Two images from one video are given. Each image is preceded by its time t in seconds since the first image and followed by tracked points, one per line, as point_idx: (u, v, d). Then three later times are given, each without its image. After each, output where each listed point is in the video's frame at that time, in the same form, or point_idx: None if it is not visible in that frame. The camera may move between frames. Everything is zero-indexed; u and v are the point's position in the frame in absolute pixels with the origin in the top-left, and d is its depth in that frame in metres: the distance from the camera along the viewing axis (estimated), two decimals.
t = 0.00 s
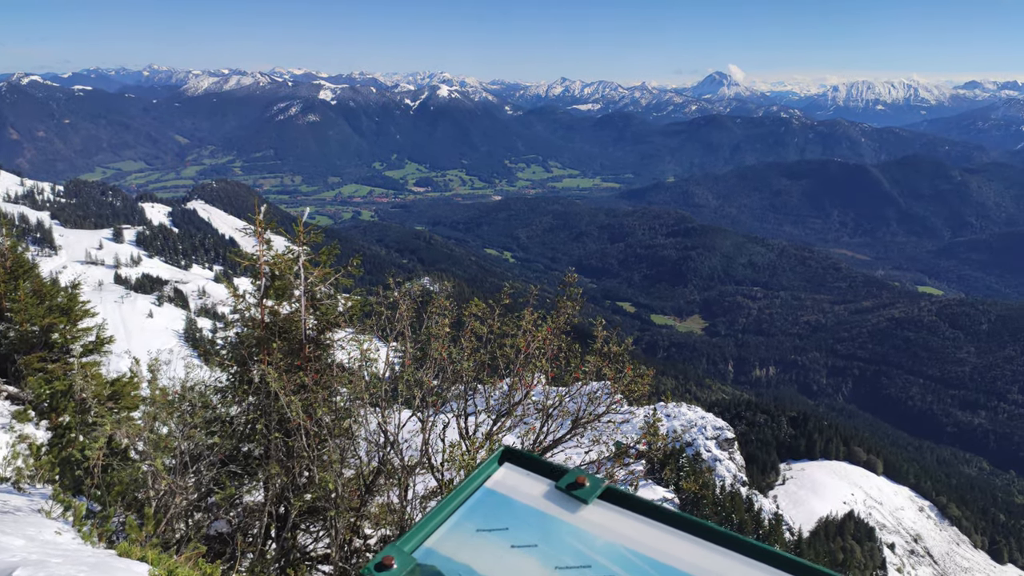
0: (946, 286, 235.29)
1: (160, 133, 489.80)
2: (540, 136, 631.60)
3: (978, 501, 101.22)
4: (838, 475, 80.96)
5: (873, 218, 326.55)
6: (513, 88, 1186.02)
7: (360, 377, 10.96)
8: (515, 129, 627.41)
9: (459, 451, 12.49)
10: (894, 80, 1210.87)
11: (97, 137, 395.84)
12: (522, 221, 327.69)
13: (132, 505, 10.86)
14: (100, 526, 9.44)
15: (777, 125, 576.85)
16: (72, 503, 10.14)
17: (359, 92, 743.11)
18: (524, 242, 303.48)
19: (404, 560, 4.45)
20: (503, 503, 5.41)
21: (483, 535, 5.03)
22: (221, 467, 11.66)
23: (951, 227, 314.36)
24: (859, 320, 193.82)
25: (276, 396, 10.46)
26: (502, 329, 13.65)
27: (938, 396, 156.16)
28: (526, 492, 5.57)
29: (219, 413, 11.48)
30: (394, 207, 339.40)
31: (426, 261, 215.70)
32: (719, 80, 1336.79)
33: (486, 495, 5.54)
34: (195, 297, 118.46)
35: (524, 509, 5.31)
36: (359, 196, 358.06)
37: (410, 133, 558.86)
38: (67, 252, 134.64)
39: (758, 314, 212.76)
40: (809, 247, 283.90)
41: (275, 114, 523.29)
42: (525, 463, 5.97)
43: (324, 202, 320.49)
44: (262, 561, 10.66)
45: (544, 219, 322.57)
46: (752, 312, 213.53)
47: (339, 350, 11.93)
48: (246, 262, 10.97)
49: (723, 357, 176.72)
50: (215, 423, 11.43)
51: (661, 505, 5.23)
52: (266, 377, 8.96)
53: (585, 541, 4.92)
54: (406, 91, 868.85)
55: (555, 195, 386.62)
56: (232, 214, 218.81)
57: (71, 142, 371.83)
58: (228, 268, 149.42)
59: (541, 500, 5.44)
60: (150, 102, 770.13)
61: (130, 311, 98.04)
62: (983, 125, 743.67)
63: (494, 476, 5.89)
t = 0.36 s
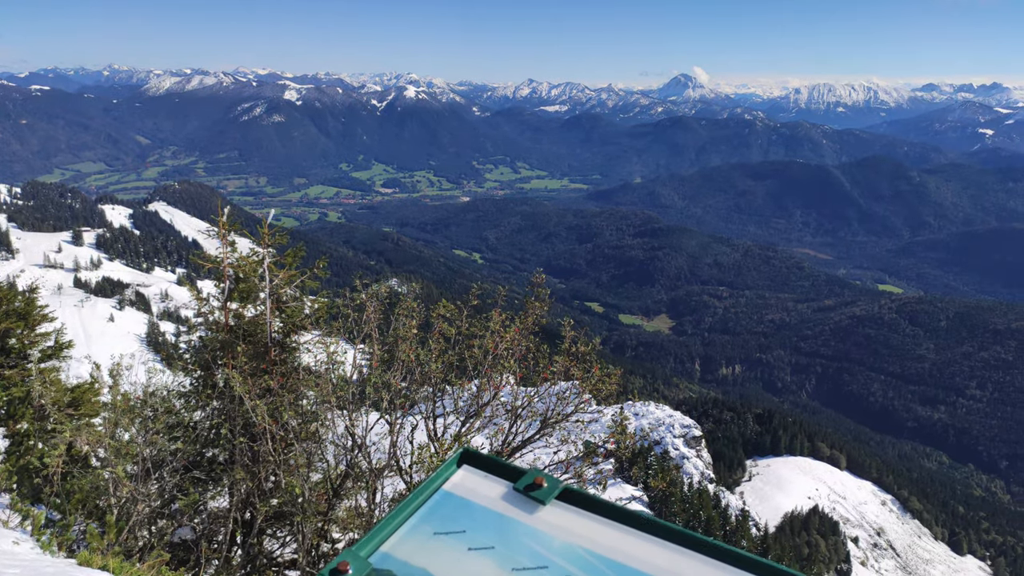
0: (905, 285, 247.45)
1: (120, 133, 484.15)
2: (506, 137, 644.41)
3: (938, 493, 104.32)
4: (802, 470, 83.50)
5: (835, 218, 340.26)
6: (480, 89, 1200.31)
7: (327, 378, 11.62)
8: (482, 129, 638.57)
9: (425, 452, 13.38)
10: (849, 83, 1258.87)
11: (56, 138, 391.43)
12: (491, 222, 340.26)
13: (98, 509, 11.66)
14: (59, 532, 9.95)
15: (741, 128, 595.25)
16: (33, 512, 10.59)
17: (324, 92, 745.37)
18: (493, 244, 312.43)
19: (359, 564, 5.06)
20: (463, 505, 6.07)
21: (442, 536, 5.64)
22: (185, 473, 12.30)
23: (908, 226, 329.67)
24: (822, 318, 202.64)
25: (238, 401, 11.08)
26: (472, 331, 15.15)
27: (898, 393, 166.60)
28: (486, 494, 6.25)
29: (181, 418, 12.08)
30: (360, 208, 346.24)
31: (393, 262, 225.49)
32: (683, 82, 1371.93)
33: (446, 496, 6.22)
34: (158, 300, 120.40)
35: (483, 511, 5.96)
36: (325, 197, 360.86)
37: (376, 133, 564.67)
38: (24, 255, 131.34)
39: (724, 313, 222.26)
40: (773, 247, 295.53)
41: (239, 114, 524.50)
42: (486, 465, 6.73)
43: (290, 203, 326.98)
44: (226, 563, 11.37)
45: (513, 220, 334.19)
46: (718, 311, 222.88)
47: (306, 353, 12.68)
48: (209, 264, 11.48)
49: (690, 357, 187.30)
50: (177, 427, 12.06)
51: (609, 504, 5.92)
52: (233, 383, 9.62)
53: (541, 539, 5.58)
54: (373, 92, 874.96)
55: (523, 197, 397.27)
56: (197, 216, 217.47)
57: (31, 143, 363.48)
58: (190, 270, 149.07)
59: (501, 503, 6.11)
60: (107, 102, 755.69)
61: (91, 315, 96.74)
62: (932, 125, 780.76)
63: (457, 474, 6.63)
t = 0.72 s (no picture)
0: (857, 276, 258.27)
1: (68, 131, 471.59)
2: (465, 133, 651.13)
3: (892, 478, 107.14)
4: (760, 459, 85.37)
5: (789, 211, 351.42)
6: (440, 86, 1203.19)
7: (283, 380, 12.60)
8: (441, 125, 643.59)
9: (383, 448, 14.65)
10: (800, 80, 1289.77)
11: None
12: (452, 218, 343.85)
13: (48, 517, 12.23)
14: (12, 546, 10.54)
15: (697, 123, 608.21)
16: None
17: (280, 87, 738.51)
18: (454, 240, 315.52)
19: (301, 569, 5.45)
20: (410, 504, 6.54)
21: (391, 542, 6.05)
22: (139, 477, 12.73)
23: (860, 218, 343.39)
24: (778, 309, 208.04)
25: (193, 403, 11.94)
26: (431, 326, 16.69)
27: (852, 380, 172.48)
28: (434, 493, 6.75)
29: (138, 421, 12.71)
30: (319, 205, 346.56)
31: (354, 259, 227.01)
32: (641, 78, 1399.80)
33: (393, 496, 6.69)
34: (110, 301, 117.34)
35: (432, 510, 6.45)
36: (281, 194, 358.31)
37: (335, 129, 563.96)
38: None
39: (683, 306, 227.69)
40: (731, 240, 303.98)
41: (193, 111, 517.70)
42: (434, 465, 7.22)
43: (248, 201, 326.29)
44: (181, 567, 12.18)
45: (474, 215, 339.69)
46: (678, 304, 228.45)
47: (263, 351, 13.81)
48: (162, 263, 12.02)
49: (651, 349, 187.86)
50: (131, 432, 12.68)
51: (549, 497, 6.43)
52: (191, 385, 10.46)
53: (487, 533, 6.08)
54: (331, 87, 871.19)
55: (483, 193, 404.02)
56: (150, 215, 214.07)
57: None
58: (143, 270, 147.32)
59: (451, 502, 6.60)
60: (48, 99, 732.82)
61: (41, 317, 94.38)
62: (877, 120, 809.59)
63: (405, 476, 7.10)
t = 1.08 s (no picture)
0: (809, 267, 267.76)
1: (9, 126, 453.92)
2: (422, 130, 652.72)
3: (844, 464, 110.73)
4: (717, 448, 87.15)
5: (742, 205, 360.72)
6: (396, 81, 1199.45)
7: (239, 383, 13.01)
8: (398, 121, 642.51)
9: (342, 448, 15.09)
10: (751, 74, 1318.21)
11: None
12: (410, 214, 344.63)
13: None
14: None
15: (652, 117, 617.93)
16: None
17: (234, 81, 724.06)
18: (412, 237, 318.69)
19: None
20: (351, 507, 6.77)
21: (331, 542, 6.28)
22: (89, 482, 12.76)
23: (811, 211, 355.77)
24: (733, 300, 212.43)
25: (146, 406, 12.14)
26: (389, 325, 17.24)
27: (805, 369, 178.75)
28: (377, 495, 6.96)
29: (87, 425, 12.74)
30: (275, 201, 342.50)
31: (311, 257, 226.03)
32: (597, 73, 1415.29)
33: (335, 500, 6.91)
34: (56, 303, 113.91)
35: (374, 512, 6.67)
36: (234, 191, 355.36)
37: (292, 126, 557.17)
38: None
39: (641, 299, 232.04)
40: (686, 233, 311.05)
41: (142, 107, 505.09)
42: (377, 467, 7.46)
43: (202, 198, 320.71)
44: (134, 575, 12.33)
45: (433, 211, 342.96)
46: (636, 297, 232.90)
47: (216, 352, 13.90)
48: (113, 265, 12.23)
49: (609, 343, 192.75)
50: (82, 434, 12.66)
51: (482, 494, 6.78)
52: (143, 390, 10.69)
53: (428, 535, 6.31)
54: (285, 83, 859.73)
55: (441, 188, 406.92)
56: (98, 213, 207.84)
57: None
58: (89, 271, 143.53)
59: (393, 503, 6.85)
60: None
61: None
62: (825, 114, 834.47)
63: (349, 475, 7.41)
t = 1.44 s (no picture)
0: (763, 259, 276.52)
1: None
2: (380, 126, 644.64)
3: (801, 451, 114.89)
4: (679, 438, 89.22)
5: (699, 198, 368.88)
6: (353, 77, 1181.02)
7: (195, 388, 12.77)
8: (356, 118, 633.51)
9: (302, 450, 14.88)
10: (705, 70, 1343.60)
11: None
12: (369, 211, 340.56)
13: None
14: None
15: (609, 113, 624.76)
16: None
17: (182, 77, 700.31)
18: (372, 234, 315.19)
19: None
20: (296, 514, 6.69)
21: (274, 551, 6.26)
22: (39, 489, 12.31)
23: (765, 204, 366.47)
24: (691, 293, 217.80)
25: (97, 411, 11.79)
26: (349, 323, 17.05)
27: (762, 359, 182.96)
28: (321, 500, 6.90)
29: (33, 431, 12.26)
30: (230, 199, 333.61)
31: (268, 256, 221.03)
32: (555, 68, 1418.45)
33: (279, 506, 6.85)
34: (4, 307, 108.70)
35: (317, 518, 6.63)
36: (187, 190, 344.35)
37: (245, 122, 542.48)
38: None
39: (602, 293, 235.49)
40: (644, 227, 316.57)
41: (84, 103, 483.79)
42: (320, 469, 7.41)
43: (152, 196, 309.90)
44: None
45: (393, 208, 339.38)
46: (596, 291, 236.28)
47: (170, 355, 13.59)
48: (60, 266, 11.80)
49: (572, 337, 194.71)
50: (33, 443, 12.21)
51: (433, 494, 6.81)
52: (96, 394, 10.40)
53: (375, 538, 6.33)
54: (237, 79, 835.90)
55: (401, 185, 403.18)
56: (43, 213, 198.17)
57: None
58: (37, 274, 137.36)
59: (338, 506, 6.79)
60: None
61: None
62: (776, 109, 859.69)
63: (294, 482, 7.34)
